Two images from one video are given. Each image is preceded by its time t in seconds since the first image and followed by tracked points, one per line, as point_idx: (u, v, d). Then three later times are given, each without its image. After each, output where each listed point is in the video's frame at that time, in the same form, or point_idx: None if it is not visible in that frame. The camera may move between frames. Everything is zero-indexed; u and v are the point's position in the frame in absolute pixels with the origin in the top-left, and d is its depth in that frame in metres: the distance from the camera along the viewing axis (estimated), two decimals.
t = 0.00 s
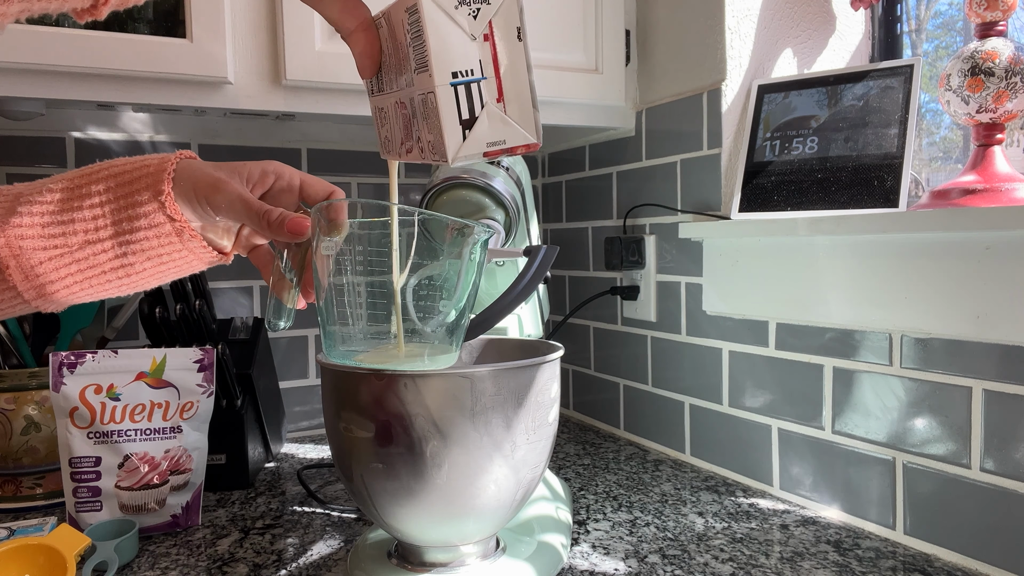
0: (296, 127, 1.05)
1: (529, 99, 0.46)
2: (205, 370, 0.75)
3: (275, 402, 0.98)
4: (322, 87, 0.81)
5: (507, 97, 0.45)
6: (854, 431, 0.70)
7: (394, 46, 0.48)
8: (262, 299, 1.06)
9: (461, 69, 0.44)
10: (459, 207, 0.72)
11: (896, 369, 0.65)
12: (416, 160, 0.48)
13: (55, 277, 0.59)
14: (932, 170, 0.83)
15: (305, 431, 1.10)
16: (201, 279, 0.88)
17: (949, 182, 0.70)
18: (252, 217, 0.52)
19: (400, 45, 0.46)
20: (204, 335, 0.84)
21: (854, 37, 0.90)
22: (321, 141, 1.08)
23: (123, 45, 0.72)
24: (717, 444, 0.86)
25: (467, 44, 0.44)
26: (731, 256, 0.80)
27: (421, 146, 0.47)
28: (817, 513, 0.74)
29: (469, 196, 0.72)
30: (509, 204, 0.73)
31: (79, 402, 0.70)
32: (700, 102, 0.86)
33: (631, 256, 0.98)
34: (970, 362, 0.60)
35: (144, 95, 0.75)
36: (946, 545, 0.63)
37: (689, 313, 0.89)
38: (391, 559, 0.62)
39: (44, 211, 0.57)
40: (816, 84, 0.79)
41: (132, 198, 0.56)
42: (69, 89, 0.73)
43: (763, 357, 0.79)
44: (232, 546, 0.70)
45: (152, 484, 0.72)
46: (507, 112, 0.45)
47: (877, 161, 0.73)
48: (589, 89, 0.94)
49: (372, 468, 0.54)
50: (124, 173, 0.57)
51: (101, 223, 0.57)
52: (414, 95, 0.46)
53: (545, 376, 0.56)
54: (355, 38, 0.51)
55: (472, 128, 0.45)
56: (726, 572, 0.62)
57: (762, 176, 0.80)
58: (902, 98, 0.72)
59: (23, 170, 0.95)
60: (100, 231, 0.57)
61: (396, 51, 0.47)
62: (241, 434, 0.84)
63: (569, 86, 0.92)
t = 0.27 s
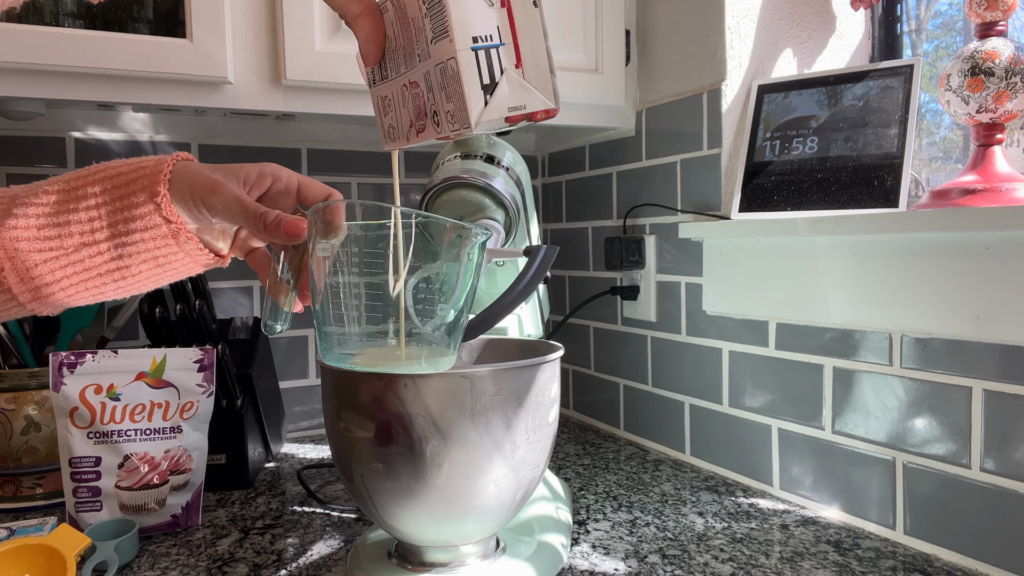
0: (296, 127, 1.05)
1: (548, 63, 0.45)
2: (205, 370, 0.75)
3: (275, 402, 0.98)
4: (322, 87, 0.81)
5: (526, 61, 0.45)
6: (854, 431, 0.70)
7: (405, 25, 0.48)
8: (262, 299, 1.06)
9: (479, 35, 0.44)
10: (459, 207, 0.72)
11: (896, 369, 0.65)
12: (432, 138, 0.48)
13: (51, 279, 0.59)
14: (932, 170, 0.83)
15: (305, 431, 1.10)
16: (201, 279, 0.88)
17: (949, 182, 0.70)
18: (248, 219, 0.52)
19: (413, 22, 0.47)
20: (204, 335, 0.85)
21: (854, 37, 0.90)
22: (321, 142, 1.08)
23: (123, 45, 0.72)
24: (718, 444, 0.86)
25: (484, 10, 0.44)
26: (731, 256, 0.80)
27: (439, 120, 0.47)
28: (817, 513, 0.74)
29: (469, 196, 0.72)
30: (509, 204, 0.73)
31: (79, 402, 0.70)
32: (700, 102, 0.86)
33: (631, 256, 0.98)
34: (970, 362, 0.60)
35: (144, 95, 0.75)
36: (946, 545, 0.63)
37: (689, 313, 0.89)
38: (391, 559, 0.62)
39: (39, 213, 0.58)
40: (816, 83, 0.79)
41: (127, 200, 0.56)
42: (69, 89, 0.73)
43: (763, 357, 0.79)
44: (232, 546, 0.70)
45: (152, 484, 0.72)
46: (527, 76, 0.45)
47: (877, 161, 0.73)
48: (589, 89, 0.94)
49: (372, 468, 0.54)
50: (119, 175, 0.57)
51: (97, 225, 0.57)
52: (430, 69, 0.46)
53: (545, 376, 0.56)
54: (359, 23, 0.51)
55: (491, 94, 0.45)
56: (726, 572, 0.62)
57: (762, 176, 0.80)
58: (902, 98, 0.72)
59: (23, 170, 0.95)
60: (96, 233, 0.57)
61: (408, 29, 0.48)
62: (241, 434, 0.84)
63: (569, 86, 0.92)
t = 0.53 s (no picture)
0: (296, 127, 1.05)
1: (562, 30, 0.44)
2: (205, 370, 0.75)
3: (275, 402, 0.98)
4: (321, 87, 0.81)
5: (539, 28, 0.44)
6: (854, 431, 0.70)
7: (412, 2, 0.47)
8: (262, 299, 1.06)
9: None
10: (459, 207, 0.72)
11: (896, 369, 0.65)
12: (443, 113, 0.47)
13: (54, 272, 0.59)
14: (932, 170, 0.83)
15: (305, 431, 1.10)
16: (201, 279, 0.88)
17: (949, 182, 0.70)
18: (249, 211, 0.52)
19: None
20: (204, 335, 0.85)
21: (855, 37, 0.90)
22: (321, 142, 1.08)
23: (122, 45, 0.72)
24: (718, 444, 0.86)
25: None
26: (731, 256, 0.80)
27: (451, 93, 0.45)
28: (817, 513, 0.74)
29: (469, 196, 0.72)
30: (509, 204, 0.73)
31: (79, 402, 0.70)
32: (700, 102, 0.86)
33: (631, 256, 0.98)
34: (970, 362, 0.60)
35: (143, 95, 0.75)
36: (946, 545, 0.63)
37: (689, 313, 0.89)
38: (392, 559, 0.62)
39: (42, 207, 0.58)
40: (816, 83, 0.79)
41: (128, 192, 0.56)
42: (69, 89, 0.73)
43: (763, 357, 0.79)
44: (232, 546, 0.70)
45: (152, 484, 0.72)
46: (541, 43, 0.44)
47: (877, 161, 0.73)
48: (589, 89, 0.94)
49: (372, 468, 0.54)
50: (120, 168, 0.57)
51: (99, 218, 0.57)
52: (442, 40, 0.45)
53: (545, 376, 0.56)
54: (360, 5, 0.49)
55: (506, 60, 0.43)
56: (726, 572, 0.62)
57: (762, 176, 0.80)
58: (902, 97, 0.72)
59: (23, 170, 0.95)
60: (98, 226, 0.57)
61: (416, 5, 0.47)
62: (241, 434, 0.84)
63: (569, 86, 0.92)
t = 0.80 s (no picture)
0: (296, 127, 1.05)
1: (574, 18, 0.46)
2: (205, 370, 0.75)
3: (275, 402, 0.98)
4: (321, 88, 0.81)
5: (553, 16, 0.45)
6: (854, 431, 0.70)
7: None
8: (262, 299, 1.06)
9: None
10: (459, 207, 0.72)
11: (896, 369, 0.65)
12: (458, 102, 0.45)
13: (53, 271, 0.59)
14: (932, 170, 0.83)
15: (305, 431, 1.10)
16: (201, 279, 0.88)
17: (950, 182, 0.70)
18: (247, 207, 0.53)
19: None
20: (204, 335, 0.85)
21: (855, 37, 0.90)
22: (321, 142, 1.08)
23: (122, 45, 0.72)
24: (718, 444, 0.86)
25: None
26: (731, 256, 0.80)
27: (469, 80, 0.44)
28: (817, 513, 0.74)
29: (468, 196, 0.72)
30: (509, 204, 0.73)
31: (79, 402, 0.70)
32: (700, 102, 0.86)
33: (631, 256, 0.98)
34: (970, 362, 0.60)
35: (143, 95, 0.75)
36: (946, 545, 0.63)
37: (689, 313, 0.89)
38: (392, 559, 0.62)
39: (40, 206, 0.58)
40: (816, 83, 0.79)
41: (126, 189, 0.56)
42: (69, 89, 0.73)
43: (763, 357, 0.79)
44: (232, 546, 0.70)
45: (152, 485, 0.72)
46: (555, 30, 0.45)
47: (877, 161, 0.73)
48: (589, 89, 0.94)
49: (372, 468, 0.54)
50: (118, 165, 0.57)
51: (97, 216, 0.57)
52: (460, 28, 0.44)
53: (545, 376, 0.56)
54: (369, 2, 0.49)
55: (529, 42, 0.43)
56: (726, 572, 0.62)
57: (762, 176, 0.80)
58: (902, 98, 0.72)
59: (23, 170, 0.95)
60: (97, 223, 0.57)
61: None
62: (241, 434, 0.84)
63: (569, 86, 0.92)
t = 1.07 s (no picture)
0: (296, 127, 1.05)
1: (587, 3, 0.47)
2: (205, 370, 0.75)
3: (275, 402, 0.98)
4: (322, 87, 0.81)
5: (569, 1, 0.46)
6: (853, 431, 0.70)
7: None
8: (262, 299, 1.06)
9: None
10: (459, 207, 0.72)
11: (896, 369, 0.65)
12: (481, 91, 0.45)
13: (51, 272, 0.59)
14: (932, 170, 0.83)
15: (305, 431, 1.10)
16: (201, 279, 0.88)
17: (949, 182, 0.70)
18: (245, 208, 0.53)
19: None
20: (204, 336, 0.85)
21: (854, 37, 0.90)
22: (321, 142, 1.08)
23: (122, 45, 0.72)
24: (718, 444, 0.86)
25: None
26: (731, 256, 0.80)
27: (493, 69, 0.44)
28: (817, 513, 0.74)
29: (468, 196, 0.72)
30: (509, 204, 0.73)
31: (79, 402, 0.70)
32: (700, 102, 0.86)
33: (631, 256, 0.98)
34: (970, 362, 0.60)
35: (143, 95, 0.75)
36: (946, 545, 0.63)
37: (689, 313, 0.89)
38: (391, 559, 0.62)
39: (38, 207, 0.58)
40: (816, 83, 0.79)
41: (123, 190, 0.56)
42: (69, 89, 0.73)
43: (763, 357, 0.79)
44: (232, 546, 0.70)
45: (152, 485, 0.72)
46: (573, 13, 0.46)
47: (877, 161, 0.73)
48: (589, 89, 0.94)
49: (371, 468, 0.54)
50: (116, 166, 0.57)
51: (95, 217, 0.57)
52: (482, 17, 0.44)
53: (545, 376, 0.56)
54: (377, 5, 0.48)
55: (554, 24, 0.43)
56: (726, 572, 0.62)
57: (762, 176, 0.80)
58: (902, 98, 0.72)
59: (23, 170, 0.95)
60: (94, 224, 0.57)
61: None
62: (241, 434, 0.84)
63: (569, 86, 0.92)
